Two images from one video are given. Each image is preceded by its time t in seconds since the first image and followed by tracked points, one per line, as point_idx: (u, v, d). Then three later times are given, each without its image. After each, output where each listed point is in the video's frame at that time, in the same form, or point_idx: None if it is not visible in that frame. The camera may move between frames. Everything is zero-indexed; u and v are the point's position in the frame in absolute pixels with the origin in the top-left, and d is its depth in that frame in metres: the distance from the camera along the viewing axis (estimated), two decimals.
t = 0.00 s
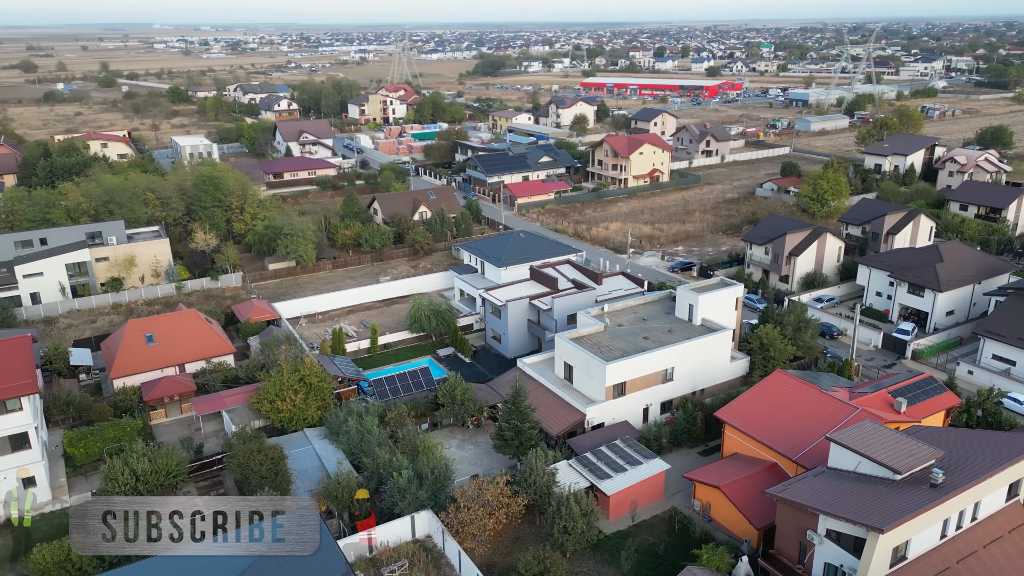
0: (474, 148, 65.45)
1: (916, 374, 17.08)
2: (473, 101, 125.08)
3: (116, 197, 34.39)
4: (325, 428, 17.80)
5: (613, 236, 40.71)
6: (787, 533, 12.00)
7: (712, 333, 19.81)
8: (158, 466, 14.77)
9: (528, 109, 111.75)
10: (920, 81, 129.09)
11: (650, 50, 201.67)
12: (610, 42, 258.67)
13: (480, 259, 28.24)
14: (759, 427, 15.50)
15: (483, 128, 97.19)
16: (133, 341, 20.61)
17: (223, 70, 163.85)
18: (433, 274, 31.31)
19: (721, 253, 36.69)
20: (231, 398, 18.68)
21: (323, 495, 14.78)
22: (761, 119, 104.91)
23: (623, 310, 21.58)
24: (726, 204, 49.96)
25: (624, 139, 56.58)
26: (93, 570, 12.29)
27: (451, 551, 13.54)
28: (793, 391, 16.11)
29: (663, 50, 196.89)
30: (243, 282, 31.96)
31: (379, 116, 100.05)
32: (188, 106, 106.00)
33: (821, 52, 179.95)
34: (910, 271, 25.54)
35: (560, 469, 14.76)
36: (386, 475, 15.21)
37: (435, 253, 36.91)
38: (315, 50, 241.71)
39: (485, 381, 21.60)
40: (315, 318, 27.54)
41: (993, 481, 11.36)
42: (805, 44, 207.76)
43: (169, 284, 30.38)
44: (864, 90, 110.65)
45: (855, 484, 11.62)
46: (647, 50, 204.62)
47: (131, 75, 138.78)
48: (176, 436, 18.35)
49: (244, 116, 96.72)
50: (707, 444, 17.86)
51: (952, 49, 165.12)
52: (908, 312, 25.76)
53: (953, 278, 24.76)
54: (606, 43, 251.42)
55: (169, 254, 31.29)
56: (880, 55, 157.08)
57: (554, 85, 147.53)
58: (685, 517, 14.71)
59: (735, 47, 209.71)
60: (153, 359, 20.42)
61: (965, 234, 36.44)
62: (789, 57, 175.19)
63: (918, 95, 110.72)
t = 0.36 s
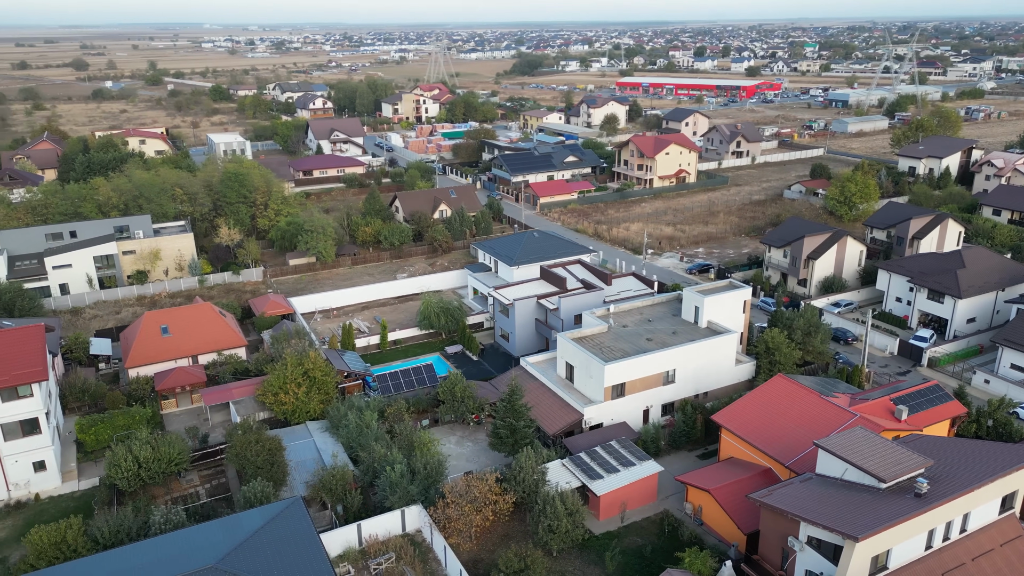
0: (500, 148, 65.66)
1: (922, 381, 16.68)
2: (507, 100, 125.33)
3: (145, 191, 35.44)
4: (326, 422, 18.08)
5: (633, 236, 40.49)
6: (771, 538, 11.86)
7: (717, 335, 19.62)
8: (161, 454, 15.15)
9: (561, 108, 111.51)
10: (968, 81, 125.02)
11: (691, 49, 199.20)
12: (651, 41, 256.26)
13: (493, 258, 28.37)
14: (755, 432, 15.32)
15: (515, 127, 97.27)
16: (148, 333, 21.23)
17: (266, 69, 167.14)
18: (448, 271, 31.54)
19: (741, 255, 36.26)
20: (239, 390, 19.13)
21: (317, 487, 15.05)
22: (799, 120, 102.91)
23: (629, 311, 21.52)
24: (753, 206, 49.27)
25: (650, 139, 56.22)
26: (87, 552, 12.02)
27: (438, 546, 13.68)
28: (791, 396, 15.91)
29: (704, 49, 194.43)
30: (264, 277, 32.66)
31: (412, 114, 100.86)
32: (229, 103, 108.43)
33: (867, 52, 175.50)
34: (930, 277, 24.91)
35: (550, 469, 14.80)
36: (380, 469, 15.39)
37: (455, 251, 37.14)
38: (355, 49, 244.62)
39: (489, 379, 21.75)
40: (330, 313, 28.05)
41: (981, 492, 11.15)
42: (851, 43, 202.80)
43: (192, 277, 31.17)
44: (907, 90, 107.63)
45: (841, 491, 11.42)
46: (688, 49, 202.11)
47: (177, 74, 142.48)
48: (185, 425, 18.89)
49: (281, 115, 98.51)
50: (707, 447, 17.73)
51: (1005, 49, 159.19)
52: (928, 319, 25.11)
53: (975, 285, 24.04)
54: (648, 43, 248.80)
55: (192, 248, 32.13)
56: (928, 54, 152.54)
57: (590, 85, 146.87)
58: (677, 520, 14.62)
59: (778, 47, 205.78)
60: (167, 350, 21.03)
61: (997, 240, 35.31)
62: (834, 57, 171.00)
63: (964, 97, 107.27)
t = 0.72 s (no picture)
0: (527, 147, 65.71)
1: (928, 389, 16.33)
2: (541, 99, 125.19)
3: (174, 187, 36.41)
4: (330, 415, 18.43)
5: (654, 236, 40.23)
6: (754, 542, 11.79)
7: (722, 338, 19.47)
8: (166, 440, 15.64)
9: (594, 108, 110.99)
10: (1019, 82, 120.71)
11: (733, 49, 196.08)
12: (692, 41, 253.21)
13: (508, 257, 28.49)
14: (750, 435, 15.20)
15: (547, 126, 97.20)
16: (166, 325, 21.86)
17: (308, 68, 170.05)
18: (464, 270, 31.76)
19: (762, 258, 35.80)
20: (249, 381, 19.61)
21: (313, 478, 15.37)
22: (838, 121, 100.67)
23: (636, 311, 21.48)
24: (781, 208, 48.51)
25: (677, 139, 55.72)
26: (86, 532, 12.62)
27: (427, 539, 13.89)
28: (789, 401, 15.70)
29: (747, 49, 191.25)
30: (285, 272, 33.35)
31: (445, 113, 101.50)
32: (268, 102, 110.50)
33: (915, 51, 170.59)
34: (952, 283, 24.29)
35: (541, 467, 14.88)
36: (375, 463, 15.64)
37: (474, 249, 37.39)
38: (394, 49, 246.71)
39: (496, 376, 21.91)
40: (346, 309, 28.54)
41: (968, 502, 10.98)
42: (898, 42, 197.46)
43: (216, 271, 31.95)
44: (953, 91, 104.41)
45: (824, 496, 11.30)
46: (729, 49, 199.03)
47: (222, 72, 145.85)
48: (195, 414, 19.46)
49: (317, 113, 100.10)
50: (706, 450, 17.63)
51: None
52: (948, 326, 24.50)
53: (998, 291, 23.35)
54: (689, 42, 245.80)
55: (217, 243, 32.91)
56: (978, 54, 147.66)
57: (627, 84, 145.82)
58: (668, 522, 14.58)
59: (823, 46, 201.32)
60: (183, 341, 21.64)
61: None
62: (881, 57, 166.49)
63: (1013, 97, 103.63)
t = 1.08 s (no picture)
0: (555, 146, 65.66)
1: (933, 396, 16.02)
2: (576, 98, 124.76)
3: (203, 182, 37.38)
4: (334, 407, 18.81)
5: (676, 237, 39.93)
6: (735, 543, 11.74)
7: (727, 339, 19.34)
8: (172, 428, 16.18)
9: (629, 107, 110.34)
10: None
11: (775, 49, 192.67)
12: (735, 40, 249.40)
13: (522, 255, 28.62)
14: (745, 438, 15.09)
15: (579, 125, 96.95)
16: (184, 316, 22.52)
17: (349, 66, 172.42)
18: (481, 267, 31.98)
19: (783, 260, 35.30)
20: (259, 372, 20.13)
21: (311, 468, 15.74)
22: (878, 122, 98.27)
23: (643, 312, 21.43)
24: (809, 210, 47.67)
25: (705, 140, 55.13)
26: (87, 513, 13.19)
27: (417, 530, 14.14)
28: (787, 404, 15.55)
29: (790, 49, 187.69)
30: (306, 267, 34.03)
31: (478, 112, 101.92)
32: (307, 100, 112.37)
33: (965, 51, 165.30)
34: (973, 289, 23.68)
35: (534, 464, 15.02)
36: (372, 455, 15.93)
37: (493, 248, 37.59)
38: (433, 48, 248.17)
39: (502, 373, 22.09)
40: (361, 305, 29.01)
41: (954, 511, 10.81)
42: (948, 42, 191.67)
43: (239, 265, 32.74)
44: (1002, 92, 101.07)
45: (806, 500, 11.20)
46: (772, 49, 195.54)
47: (266, 71, 148.70)
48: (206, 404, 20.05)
49: (353, 111, 101.43)
50: (706, 451, 17.54)
51: None
52: (968, 333, 23.90)
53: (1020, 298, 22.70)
54: (732, 42, 242.13)
55: (241, 237, 33.66)
56: None
57: (664, 84, 144.46)
58: (659, 523, 14.55)
59: (869, 46, 196.51)
60: (199, 332, 22.28)
61: None
62: (930, 57, 161.78)
63: None
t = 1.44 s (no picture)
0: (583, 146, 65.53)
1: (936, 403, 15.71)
2: (612, 98, 124.02)
3: (230, 178, 38.34)
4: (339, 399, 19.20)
5: (697, 237, 39.62)
6: (715, 544, 11.74)
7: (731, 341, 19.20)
8: (180, 416, 16.72)
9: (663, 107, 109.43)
10: None
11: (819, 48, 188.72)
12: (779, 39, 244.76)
13: (536, 254, 28.76)
14: (739, 440, 15.01)
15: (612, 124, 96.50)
16: (201, 308, 23.16)
17: (387, 65, 174.11)
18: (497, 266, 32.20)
19: (805, 263, 34.74)
20: (270, 364, 20.65)
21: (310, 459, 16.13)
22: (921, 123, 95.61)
23: (649, 313, 21.41)
24: (838, 213, 46.75)
25: (733, 140, 54.50)
26: (91, 495, 13.79)
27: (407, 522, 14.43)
28: (783, 408, 15.41)
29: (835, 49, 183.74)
30: (326, 262, 34.68)
31: (510, 111, 102.16)
32: (344, 99, 114.02)
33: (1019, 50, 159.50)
34: (993, 295, 23.06)
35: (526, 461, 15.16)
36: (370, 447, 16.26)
37: (512, 246, 37.77)
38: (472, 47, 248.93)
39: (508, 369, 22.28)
40: (377, 300, 29.47)
41: (936, 519, 10.68)
42: (1001, 41, 185.36)
43: (262, 260, 33.51)
44: None
45: (786, 503, 11.13)
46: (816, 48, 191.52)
47: (307, 70, 151.13)
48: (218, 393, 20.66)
49: (387, 110, 102.49)
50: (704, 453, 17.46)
51: None
52: (988, 341, 23.28)
53: None
54: (775, 41, 237.66)
55: (265, 232, 34.42)
56: None
57: (701, 84, 142.76)
58: (650, 522, 14.55)
59: (917, 45, 191.10)
60: (216, 323, 22.92)
61: None
62: (981, 56, 156.74)
63: None
